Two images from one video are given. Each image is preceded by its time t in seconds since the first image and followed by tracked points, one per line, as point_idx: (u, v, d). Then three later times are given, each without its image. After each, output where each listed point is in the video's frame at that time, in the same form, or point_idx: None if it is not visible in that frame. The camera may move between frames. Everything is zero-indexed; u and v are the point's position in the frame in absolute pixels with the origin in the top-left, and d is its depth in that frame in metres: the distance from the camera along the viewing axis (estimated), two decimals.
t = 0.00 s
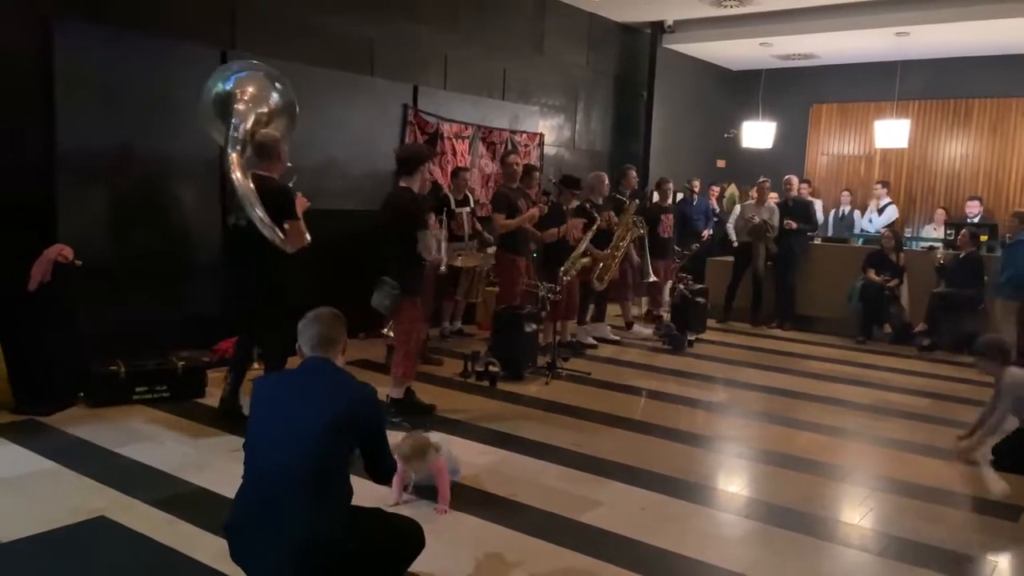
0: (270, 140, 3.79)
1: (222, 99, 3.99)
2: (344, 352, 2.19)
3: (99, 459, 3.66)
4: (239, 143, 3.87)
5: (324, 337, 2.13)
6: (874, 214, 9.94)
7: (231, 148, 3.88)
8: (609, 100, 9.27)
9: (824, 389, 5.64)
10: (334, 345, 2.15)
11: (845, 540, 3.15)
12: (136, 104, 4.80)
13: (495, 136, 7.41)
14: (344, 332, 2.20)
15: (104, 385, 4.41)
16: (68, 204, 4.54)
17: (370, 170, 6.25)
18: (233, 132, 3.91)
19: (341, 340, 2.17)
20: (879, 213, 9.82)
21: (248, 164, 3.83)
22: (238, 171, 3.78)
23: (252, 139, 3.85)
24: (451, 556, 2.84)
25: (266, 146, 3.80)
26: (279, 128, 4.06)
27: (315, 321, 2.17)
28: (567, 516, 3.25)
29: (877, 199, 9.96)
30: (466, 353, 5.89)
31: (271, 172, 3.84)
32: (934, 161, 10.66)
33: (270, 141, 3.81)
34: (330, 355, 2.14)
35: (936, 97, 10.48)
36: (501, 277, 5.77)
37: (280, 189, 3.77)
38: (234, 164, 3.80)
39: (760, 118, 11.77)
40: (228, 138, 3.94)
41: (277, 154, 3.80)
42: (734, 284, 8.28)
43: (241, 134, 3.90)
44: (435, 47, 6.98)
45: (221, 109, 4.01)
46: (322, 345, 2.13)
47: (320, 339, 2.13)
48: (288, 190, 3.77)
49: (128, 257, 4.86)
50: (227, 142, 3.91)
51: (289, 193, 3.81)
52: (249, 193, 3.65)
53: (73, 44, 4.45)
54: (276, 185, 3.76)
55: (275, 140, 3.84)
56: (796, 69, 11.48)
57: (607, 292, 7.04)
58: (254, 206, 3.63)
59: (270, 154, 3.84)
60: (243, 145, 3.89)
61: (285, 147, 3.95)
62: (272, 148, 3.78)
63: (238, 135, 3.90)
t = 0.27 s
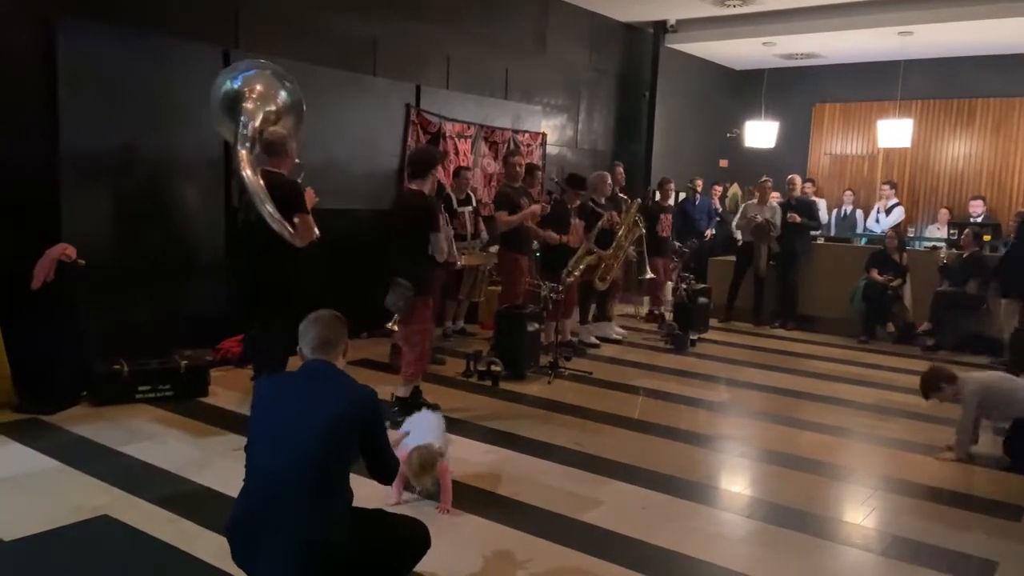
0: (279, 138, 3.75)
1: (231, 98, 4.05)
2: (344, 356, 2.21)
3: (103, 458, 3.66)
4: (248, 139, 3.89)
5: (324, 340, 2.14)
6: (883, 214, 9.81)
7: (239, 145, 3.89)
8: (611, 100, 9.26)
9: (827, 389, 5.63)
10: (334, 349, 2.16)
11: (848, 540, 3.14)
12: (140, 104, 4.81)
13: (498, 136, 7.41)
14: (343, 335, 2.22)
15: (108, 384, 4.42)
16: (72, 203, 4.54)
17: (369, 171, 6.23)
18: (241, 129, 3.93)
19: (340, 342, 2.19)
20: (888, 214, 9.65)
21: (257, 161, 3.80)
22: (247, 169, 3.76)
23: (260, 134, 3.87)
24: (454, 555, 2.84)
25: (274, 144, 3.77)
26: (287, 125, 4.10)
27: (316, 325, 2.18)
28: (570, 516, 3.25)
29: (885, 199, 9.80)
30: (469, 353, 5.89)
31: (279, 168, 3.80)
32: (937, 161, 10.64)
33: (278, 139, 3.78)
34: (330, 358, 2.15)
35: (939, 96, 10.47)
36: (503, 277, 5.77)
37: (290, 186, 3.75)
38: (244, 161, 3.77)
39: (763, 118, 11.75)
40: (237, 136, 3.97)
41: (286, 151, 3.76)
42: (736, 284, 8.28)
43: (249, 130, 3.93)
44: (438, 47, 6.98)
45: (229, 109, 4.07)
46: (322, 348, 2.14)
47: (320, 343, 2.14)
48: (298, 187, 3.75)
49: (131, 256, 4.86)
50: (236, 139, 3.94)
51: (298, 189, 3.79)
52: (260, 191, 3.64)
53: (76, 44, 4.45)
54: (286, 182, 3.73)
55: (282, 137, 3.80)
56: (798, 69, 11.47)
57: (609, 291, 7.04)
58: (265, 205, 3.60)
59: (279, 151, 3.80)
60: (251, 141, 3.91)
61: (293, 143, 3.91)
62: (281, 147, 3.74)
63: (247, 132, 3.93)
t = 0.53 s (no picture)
0: (281, 139, 3.76)
1: (236, 99, 4.04)
2: (347, 358, 2.20)
3: (105, 457, 3.66)
4: (252, 142, 3.90)
5: (329, 340, 2.14)
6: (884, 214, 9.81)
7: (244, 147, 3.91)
8: (613, 99, 9.26)
9: (829, 389, 5.63)
10: (339, 349, 2.16)
11: (851, 540, 3.14)
12: (142, 104, 4.81)
13: (500, 135, 7.40)
14: (349, 336, 2.21)
15: (110, 383, 4.43)
16: (74, 202, 4.53)
17: (372, 170, 6.23)
18: (246, 132, 3.96)
19: (345, 343, 2.18)
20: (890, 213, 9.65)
21: (261, 162, 3.82)
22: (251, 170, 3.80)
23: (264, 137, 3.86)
24: (456, 554, 2.84)
25: (278, 144, 3.77)
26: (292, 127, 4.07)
27: (321, 325, 2.16)
28: (572, 515, 3.25)
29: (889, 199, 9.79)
30: (471, 352, 5.88)
31: (282, 169, 3.82)
32: (940, 161, 10.64)
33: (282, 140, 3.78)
34: (335, 358, 2.15)
35: (941, 96, 10.46)
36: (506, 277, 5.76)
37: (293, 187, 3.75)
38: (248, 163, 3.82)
39: (766, 117, 11.74)
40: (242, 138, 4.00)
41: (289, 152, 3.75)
42: (739, 284, 8.28)
43: (252, 133, 3.94)
44: (440, 46, 6.98)
45: (235, 110, 4.07)
46: (327, 349, 2.13)
47: (325, 343, 2.13)
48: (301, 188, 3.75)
49: (134, 255, 4.86)
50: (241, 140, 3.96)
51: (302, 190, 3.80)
52: (263, 193, 3.68)
53: (78, 42, 4.44)
54: (289, 182, 3.72)
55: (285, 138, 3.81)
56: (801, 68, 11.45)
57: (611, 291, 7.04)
58: (266, 206, 3.66)
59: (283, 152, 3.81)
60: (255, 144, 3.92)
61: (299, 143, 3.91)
62: (283, 148, 3.75)
63: (250, 135, 3.94)
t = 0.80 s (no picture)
0: (290, 138, 3.82)
1: (245, 99, 4.06)
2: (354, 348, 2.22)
3: (108, 455, 3.67)
4: (261, 142, 3.91)
5: (336, 332, 2.15)
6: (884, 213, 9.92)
7: (254, 147, 3.92)
8: (615, 98, 9.25)
9: (831, 388, 5.62)
10: (345, 342, 2.17)
11: (853, 539, 3.14)
12: (145, 103, 4.81)
13: (502, 134, 7.40)
14: (356, 329, 2.22)
15: (113, 381, 4.44)
16: (77, 201, 4.53)
17: (375, 169, 6.23)
18: (256, 132, 3.97)
19: (352, 335, 2.19)
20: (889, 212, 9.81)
21: (270, 162, 3.86)
22: (260, 171, 3.82)
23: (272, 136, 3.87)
24: (459, 553, 2.85)
25: (286, 144, 3.83)
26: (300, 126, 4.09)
27: (328, 316, 2.17)
28: (574, 514, 3.25)
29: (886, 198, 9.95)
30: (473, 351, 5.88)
31: (291, 170, 3.85)
32: (942, 160, 10.62)
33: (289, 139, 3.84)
34: (341, 351, 2.16)
35: (944, 95, 10.44)
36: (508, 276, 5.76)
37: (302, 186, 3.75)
38: (257, 163, 3.83)
39: (768, 116, 11.72)
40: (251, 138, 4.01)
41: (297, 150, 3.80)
42: (741, 283, 8.27)
43: (262, 133, 3.95)
44: (442, 45, 6.98)
45: (245, 110, 4.09)
46: (334, 340, 2.14)
47: (332, 334, 2.15)
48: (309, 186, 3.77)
49: (136, 253, 4.87)
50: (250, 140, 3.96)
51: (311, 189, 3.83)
52: (272, 192, 3.69)
53: (81, 41, 4.45)
54: (297, 180, 3.74)
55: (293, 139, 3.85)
56: (803, 67, 11.43)
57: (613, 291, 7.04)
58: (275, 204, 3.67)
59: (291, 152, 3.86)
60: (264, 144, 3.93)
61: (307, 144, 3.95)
62: (292, 147, 3.80)
63: (260, 135, 3.96)
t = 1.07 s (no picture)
0: (299, 137, 3.90)
1: (259, 102, 4.33)
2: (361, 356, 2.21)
3: (111, 453, 3.68)
4: (273, 141, 4.12)
5: (342, 341, 2.14)
6: (884, 211, 10.04)
7: (266, 147, 4.13)
8: (618, 97, 9.24)
9: (833, 387, 5.62)
10: (352, 350, 2.17)
11: (855, 538, 3.14)
12: (148, 103, 4.82)
13: (505, 133, 7.41)
14: (362, 338, 2.21)
15: (116, 379, 4.45)
16: (80, 200, 4.54)
17: (378, 169, 6.23)
18: (267, 132, 4.19)
19: (360, 343, 2.18)
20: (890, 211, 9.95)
21: (282, 161, 4.04)
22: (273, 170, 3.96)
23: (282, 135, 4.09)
24: (461, 551, 2.85)
25: (297, 142, 3.93)
26: (310, 125, 4.30)
27: (334, 324, 2.16)
28: (576, 513, 3.25)
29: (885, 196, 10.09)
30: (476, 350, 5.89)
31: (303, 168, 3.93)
32: (946, 159, 10.60)
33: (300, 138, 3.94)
34: (347, 360, 2.15)
35: (947, 93, 10.42)
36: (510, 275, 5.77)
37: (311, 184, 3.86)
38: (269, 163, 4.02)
39: (771, 115, 11.71)
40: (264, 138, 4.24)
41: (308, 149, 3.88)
42: (743, 282, 8.27)
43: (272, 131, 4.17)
44: (445, 44, 6.98)
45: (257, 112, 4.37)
46: (341, 350, 2.14)
47: (339, 344, 2.14)
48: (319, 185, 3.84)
49: (140, 253, 4.88)
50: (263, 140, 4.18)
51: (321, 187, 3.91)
52: (283, 192, 3.81)
53: (85, 40, 4.46)
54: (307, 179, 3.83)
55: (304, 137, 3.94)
56: (807, 66, 11.42)
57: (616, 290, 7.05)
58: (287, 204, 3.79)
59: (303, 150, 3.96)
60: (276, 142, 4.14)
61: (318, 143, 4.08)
62: (301, 145, 3.87)
63: (271, 134, 4.17)
